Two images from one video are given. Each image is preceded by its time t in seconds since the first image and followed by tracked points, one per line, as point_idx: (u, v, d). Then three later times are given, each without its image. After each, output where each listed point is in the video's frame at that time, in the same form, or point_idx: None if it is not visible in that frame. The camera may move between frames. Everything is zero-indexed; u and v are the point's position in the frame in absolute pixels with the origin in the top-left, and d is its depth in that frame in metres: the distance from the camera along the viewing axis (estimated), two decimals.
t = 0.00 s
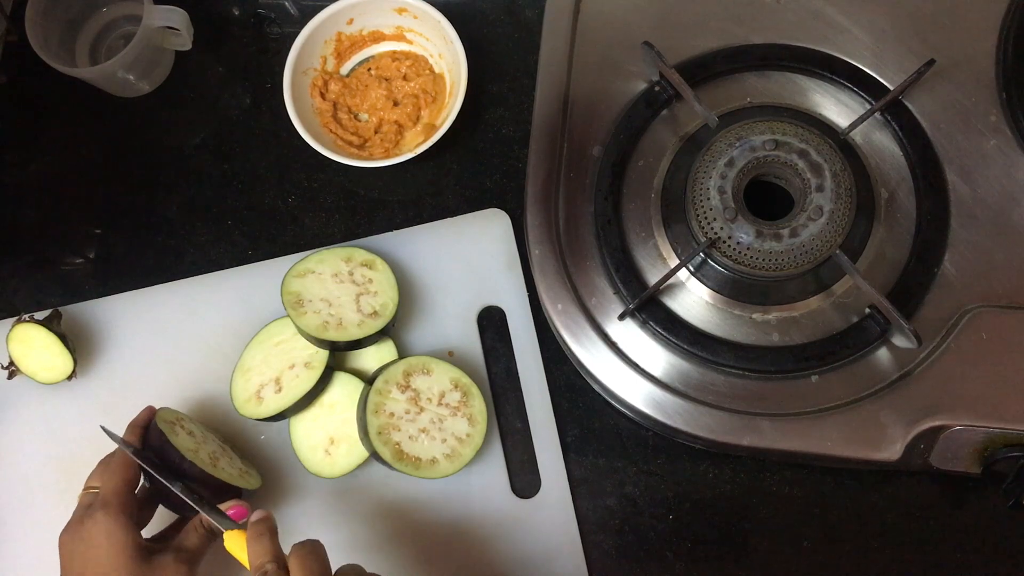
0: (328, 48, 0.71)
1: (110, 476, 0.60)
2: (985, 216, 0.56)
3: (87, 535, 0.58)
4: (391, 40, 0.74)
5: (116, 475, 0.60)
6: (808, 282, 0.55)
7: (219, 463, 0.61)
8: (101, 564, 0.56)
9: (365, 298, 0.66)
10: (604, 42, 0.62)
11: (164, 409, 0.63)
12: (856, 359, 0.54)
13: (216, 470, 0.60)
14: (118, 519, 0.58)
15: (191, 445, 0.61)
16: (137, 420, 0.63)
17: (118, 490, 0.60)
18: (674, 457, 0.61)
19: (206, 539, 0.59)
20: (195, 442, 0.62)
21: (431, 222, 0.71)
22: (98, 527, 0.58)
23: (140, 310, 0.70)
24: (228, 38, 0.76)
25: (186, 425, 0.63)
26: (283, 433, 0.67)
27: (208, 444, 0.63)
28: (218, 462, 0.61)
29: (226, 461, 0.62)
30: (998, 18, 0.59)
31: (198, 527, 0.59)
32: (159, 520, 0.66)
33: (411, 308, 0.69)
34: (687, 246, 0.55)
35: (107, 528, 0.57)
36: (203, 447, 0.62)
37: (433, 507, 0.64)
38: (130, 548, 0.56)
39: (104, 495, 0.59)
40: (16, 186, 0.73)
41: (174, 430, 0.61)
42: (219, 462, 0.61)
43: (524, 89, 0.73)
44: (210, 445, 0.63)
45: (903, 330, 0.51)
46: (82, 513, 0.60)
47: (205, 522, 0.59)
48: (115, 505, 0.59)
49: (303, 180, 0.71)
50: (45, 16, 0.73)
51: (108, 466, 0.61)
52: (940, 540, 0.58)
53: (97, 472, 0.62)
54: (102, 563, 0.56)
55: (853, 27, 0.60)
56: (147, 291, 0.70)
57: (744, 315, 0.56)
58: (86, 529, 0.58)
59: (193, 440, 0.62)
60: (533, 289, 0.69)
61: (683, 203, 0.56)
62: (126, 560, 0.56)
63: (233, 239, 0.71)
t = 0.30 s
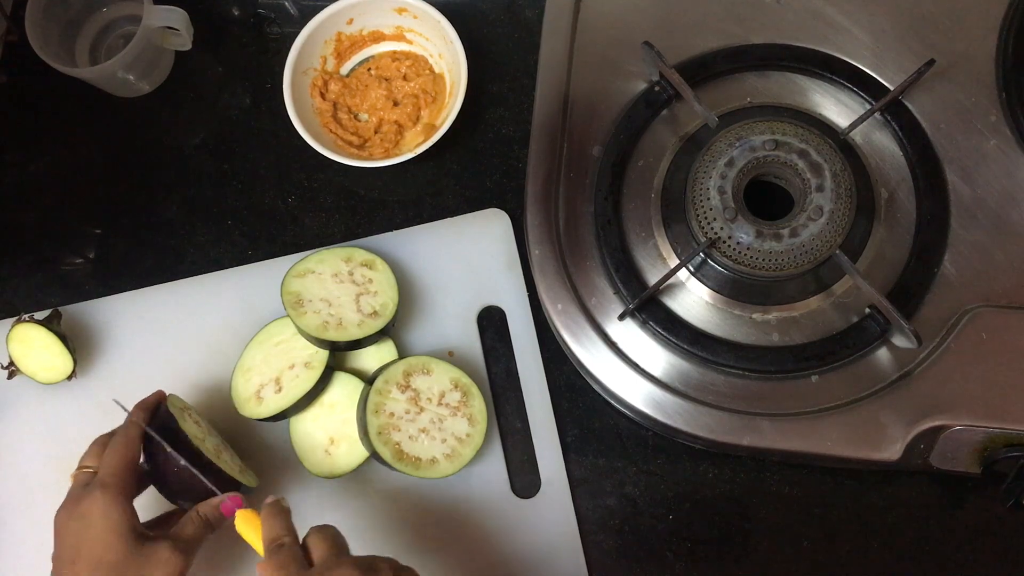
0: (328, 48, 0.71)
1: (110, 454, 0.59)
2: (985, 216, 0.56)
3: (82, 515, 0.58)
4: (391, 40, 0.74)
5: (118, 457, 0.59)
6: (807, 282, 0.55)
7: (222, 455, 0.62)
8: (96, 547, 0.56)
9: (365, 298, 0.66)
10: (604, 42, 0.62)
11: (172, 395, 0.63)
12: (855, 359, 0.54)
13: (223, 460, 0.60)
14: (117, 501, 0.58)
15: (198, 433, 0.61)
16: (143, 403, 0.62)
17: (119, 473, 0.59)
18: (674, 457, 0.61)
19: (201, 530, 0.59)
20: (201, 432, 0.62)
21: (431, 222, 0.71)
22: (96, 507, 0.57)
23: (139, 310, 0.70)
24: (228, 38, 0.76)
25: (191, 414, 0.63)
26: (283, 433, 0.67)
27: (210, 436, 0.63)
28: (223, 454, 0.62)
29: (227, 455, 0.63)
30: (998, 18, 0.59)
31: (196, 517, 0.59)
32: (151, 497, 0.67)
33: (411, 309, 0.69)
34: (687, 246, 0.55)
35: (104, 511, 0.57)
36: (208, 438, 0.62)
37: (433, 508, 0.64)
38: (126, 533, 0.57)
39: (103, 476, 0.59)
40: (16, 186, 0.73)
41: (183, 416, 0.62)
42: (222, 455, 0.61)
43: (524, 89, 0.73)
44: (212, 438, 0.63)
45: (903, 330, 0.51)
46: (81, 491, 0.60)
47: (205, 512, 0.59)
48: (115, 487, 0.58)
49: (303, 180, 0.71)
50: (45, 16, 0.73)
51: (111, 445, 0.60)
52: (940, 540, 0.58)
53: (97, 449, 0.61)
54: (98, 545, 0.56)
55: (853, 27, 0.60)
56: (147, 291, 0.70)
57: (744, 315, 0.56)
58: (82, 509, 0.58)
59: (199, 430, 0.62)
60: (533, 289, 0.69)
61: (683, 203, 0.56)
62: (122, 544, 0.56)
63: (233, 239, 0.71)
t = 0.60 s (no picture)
0: (328, 48, 0.71)
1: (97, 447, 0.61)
2: (985, 216, 0.56)
3: (64, 501, 0.59)
4: (391, 40, 0.74)
5: (105, 449, 0.61)
6: (808, 282, 0.55)
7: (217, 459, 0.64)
8: (86, 534, 0.58)
9: (365, 298, 0.66)
10: (604, 42, 0.62)
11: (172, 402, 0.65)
12: (855, 359, 0.54)
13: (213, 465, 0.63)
14: (103, 491, 0.59)
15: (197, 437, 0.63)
16: (140, 407, 0.64)
17: (105, 465, 0.60)
18: (675, 457, 0.61)
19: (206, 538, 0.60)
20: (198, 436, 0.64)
21: (431, 222, 0.71)
22: (83, 496, 0.59)
23: (140, 311, 0.70)
24: (228, 38, 0.76)
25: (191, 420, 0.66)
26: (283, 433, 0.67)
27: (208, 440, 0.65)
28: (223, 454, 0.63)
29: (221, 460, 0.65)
30: (998, 18, 0.59)
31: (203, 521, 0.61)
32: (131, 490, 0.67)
33: (411, 309, 0.69)
34: (687, 246, 0.55)
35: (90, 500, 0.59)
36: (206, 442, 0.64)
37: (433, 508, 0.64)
38: (114, 525, 0.59)
39: (87, 467, 0.60)
40: (16, 186, 0.73)
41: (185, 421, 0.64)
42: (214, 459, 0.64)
43: (524, 89, 0.73)
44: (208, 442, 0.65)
45: (903, 330, 0.51)
46: (58, 478, 0.61)
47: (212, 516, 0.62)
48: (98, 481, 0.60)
49: (303, 180, 0.71)
50: (45, 16, 0.73)
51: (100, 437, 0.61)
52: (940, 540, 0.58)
53: (77, 440, 0.63)
54: (87, 530, 0.58)
55: (853, 27, 0.60)
56: (147, 291, 0.70)
57: (744, 315, 0.56)
58: (65, 496, 0.59)
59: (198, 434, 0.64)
60: (533, 289, 0.69)
61: (683, 202, 0.56)
62: (115, 535, 0.58)
63: (233, 239, 0.71)
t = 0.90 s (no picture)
0: (328, 48, 0.71)
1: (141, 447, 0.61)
2: (985, 216, 0.56)
3: (121, 504, 0.59)
4: (391, 40, 0.74)
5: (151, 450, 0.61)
6: (808, 282, 0.55)
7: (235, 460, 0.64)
8: (144, 538, 0.57)
9: (365, 298, 0.66)
10: (604, 42, 0.62)
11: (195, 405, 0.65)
12: (855, 359, 0.54)
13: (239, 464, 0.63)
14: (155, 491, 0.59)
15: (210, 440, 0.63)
16: (180, 402, 0.65)
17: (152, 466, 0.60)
18: (674, 457, 0.61)
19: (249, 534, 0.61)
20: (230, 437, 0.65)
21: (431, 222, 0.71)
22: (138, 498, 0.59)
23: (139, 311, 0.70)
24: (228, 38, 0.76)
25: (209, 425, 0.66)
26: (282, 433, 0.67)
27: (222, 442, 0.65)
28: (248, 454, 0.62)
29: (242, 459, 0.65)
30: (998, 18, 0.59)
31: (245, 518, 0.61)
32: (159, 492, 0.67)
33: (410, 309, 0.69)
34: (687, 246, 0.55)
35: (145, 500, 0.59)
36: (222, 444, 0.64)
37: (432, 508, 0.64)
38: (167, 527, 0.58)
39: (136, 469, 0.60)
40: (16, 185, 0.73)
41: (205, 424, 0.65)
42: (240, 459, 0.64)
43: (524, 89, 0.73)
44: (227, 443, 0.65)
45: (903, 330, 0.51)
46: (104, 482, 0.60)
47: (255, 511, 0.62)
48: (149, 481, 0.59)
49: (303, 180, 0.71)
50: (45, 16, 0.73)
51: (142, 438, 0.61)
52: (940, 539, 0.58)
53: (114, 441, 0.63)
54: (144, 535, 0.58)
55: (853, 27, 0.60)
56: (148, 292, 0.70)
57: (744, 315, 0.56)
58: (119, 500, 0.59)
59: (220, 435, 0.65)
60: (533, 289, 0.69)
61: (683, 202, 0.56)
62: (171, 537, 0.58)
63: (233, 239, 0.71)
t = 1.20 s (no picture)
0: (328, 48, 0.71)
1: (92, 492, 0.61)
2: (986, 216, 0.56)
3: (106, 548, 0.58)
4: (391, 40, 0.74)
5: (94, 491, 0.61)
6: (808, 282, 0.55)
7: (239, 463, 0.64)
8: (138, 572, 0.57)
9: (365, 298, 0.66)
10: (604, 42, 0.62)
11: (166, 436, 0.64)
12: (855, 359, 0.54)
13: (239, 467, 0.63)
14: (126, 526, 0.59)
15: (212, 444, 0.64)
16: (100, 435, 0.65)
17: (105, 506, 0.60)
18: (675, 457, 0.61)
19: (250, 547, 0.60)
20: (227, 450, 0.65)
21: (431, 222, 0.71)
22: (119, 538, 0.59)
23: (140, 310, 0.70)
24: (228, 38, 0.76)
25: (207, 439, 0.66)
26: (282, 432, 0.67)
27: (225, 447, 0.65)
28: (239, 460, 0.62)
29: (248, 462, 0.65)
30: (998, 18, 0.59)
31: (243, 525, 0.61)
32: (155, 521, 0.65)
33: (410, 309, 0.69)
34: (687, 246, 0.55)
35: (128, 538, 0.59)
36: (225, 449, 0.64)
37: (432, 509, 0.64)
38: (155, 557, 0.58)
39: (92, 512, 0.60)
40: (16, 185, 0.73)
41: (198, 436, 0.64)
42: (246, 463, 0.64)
43: (524, 89, 0.73)
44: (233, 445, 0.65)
45: (903, 330, 0.51)
46: (83, 531, 0.59)
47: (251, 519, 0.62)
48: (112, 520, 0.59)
49: (303, 180, 0.71)
50: (45, 16, 0.73)
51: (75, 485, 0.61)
52: (940, 539, 0.58)
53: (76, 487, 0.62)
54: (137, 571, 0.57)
55: (853, 27, 0.60)
56: (148, 292, 0.70)
57: (744, 315, 0.56)
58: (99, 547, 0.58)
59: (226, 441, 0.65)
60: (533, 289, 0.69)
61: (682, 202, 0.56)
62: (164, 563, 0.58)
63: (233, 239, 0.71)
